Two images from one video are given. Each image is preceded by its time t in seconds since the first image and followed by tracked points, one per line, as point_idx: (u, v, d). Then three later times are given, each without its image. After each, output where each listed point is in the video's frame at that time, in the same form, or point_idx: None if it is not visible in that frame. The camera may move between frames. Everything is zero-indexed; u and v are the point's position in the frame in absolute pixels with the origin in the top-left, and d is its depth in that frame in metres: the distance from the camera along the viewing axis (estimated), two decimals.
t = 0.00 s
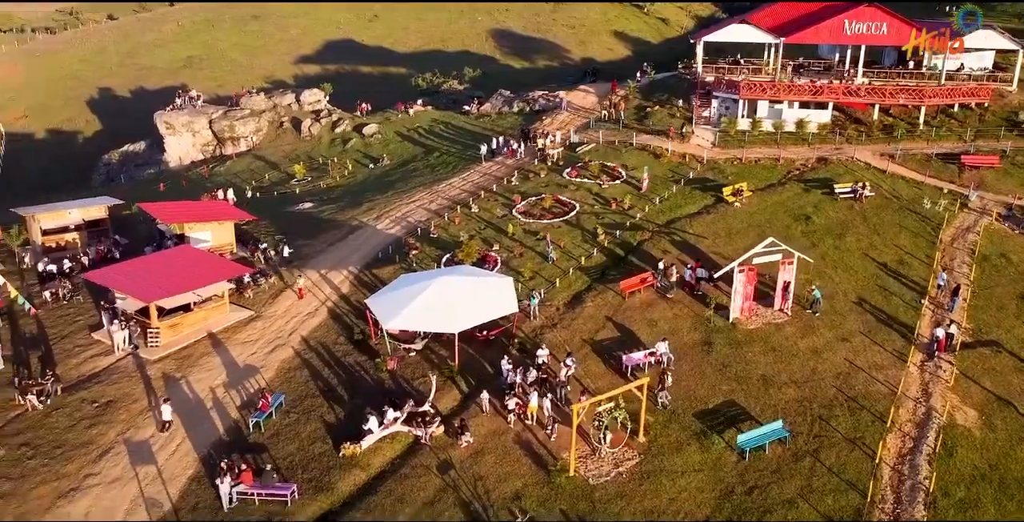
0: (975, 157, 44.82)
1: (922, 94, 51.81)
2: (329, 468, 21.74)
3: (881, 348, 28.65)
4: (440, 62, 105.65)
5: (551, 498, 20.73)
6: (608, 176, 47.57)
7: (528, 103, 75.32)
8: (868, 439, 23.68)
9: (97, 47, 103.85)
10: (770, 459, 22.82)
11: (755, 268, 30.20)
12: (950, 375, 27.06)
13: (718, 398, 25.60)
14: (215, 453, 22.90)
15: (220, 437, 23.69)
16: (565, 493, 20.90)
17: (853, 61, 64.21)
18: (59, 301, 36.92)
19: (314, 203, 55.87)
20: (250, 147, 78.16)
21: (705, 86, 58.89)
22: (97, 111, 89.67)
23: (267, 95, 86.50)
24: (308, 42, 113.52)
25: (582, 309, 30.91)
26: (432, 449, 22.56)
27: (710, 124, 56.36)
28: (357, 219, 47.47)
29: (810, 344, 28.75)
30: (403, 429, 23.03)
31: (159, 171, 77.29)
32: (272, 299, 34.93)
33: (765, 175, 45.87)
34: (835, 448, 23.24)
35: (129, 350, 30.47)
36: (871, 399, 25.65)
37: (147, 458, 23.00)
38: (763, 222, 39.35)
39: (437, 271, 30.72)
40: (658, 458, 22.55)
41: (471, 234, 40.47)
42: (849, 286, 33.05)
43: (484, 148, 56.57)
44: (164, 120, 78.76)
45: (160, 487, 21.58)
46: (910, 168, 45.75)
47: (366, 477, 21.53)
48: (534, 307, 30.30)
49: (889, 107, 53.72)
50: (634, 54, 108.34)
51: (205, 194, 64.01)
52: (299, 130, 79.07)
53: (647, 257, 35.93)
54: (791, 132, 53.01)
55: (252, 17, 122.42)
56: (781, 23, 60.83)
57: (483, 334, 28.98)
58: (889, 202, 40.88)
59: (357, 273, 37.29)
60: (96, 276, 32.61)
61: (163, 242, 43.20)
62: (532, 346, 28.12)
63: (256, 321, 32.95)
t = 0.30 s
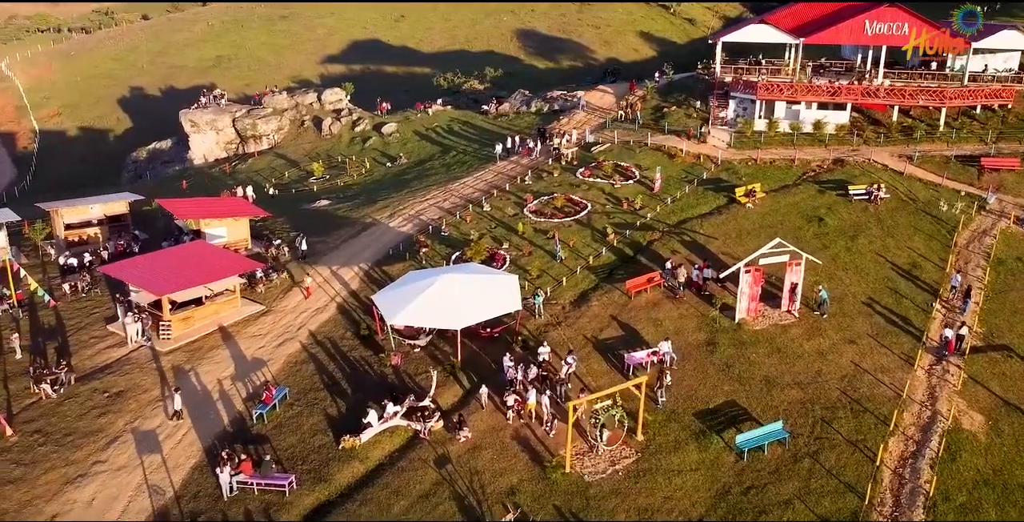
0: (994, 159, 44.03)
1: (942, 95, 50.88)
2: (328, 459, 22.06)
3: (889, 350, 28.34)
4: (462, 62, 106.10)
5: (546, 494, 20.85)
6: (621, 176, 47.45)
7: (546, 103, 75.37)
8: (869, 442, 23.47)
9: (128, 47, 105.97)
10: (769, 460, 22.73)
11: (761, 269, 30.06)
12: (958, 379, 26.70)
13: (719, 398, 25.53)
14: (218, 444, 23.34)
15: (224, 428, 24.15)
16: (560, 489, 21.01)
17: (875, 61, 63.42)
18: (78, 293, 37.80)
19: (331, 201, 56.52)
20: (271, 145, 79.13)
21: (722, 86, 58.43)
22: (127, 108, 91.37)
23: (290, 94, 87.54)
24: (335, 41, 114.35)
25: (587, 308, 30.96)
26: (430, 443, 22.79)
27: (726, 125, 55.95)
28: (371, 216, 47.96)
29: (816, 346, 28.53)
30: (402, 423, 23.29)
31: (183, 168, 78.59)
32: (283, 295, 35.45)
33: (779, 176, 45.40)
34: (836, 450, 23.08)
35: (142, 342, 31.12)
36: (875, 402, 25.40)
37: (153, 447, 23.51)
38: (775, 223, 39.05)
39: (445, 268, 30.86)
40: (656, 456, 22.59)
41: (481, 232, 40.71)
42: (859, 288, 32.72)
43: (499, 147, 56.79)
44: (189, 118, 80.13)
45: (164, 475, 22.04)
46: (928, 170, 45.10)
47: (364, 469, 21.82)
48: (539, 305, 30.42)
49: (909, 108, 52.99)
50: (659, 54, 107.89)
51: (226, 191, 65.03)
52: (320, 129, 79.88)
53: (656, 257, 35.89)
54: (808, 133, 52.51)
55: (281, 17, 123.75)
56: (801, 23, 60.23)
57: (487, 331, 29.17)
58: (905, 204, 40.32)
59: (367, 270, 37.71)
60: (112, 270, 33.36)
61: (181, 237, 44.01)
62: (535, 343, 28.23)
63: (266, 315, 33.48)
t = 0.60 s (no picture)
0: (1014, 162, 43.35)
1: (963, 96, 50.08)
2: (328, 451, 22.39)
3: (896, 353, 28.02)
4: (483, 62, 106.44)
5: (540, 489, 20.98)
6: (633, 176, 47.35)
7: (562, 103, 75.40)
8: (870, 445, 23.29)
9: (157, 47, 107.98)
10: (767, 460, 22.65)
11: (767, 270, 29.91)
12: (965, 383, 26.34)
13: (720, 398, 25.45)
14: (222, 434, 23.77)
15: (229, 419, 24.61)
16: (554, 485, 21.14)
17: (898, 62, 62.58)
18: (95, 286, 38.63)
19: (346, 198, 57.08)
20: (292, 144, 80.03)
21: (739, 86, 58.04)
22: (156, 107, 93.18)
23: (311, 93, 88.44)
24: (359, 41, 115.12)
25: (592, 306, 31.01)
26: (428, 437, 23.02)
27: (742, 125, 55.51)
28: (384, 214, 48.38)
29: (821, 348, 28.32)
30: (401, 417, 23.56)
31: (207, 165, 79.86)
32: (293, 290, 35.95)
33: (792, 177, 45.01)
34: (835, 452, 22.94)
35: (155, 334, 31.78)
36: (878, 405, 25.16)
37: (158, 436, 24.00)
38: (786, 224, 38.75)
39: (452, 265, 30.97)
40: (653, 455, 22.61)
41: (491, 231, 40.92)
42: (868, 290, 32.37)
43: (514, 146, 56.99)
44: (213, 117, 81.39)
45: (167, 463, 22.51)
46: (945, 172, 44.46)
47: (362, 462, 22.10)
48: (543, 304, 30.55)
49: (929, 109, 52.24)
50: (684, 54, 107.34)
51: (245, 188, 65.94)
52: (339, 128, 80.63)
53: (664, 257, 35.82)
54: (825, 134, 51.87)
55: (308, 17, 124.89)
56: (821, 23, 59.62)
57: (490, 328, 29.34)
58: (920, 206, 39.80)
59: (377, 267, 38.13)
60: (126, 263, 34.06)
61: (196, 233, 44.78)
62: (538, 341, 28.35)
63: (275, 310, 33.97)
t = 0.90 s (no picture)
0: None
1: (984, 98, 49.20)
2: (328, 443, 22.74)
3: (903, 356, 27.69)
4: (506, 63, 106.72)
5: (535, 485, 21.13)
6: (646, 176, 47.24)
7: (579, 103, 75.39)
8: (871, 447, 23.10)
9: (187, 47, 109.76)
10: (765, 460, 22.57)
11: (773, 271, 29.76)
12: (972, 388, 25.99)
13: (721, 398, 25.39)
14: (226, 425, 24.24)
15: (234, 411, 25.08)
16: (550, 481, 21.28)
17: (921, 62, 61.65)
18: (114, 279, 39.50)
19: (362, 196, 57.65)
20: (313, 142, 80.94)
21: (757, 87, 57.64)
22: (185, 105, 95.12)
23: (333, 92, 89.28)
24: (386, 41, 115.78)
25: (597, 305, 31.07)
26: (427, 431, 23.28)
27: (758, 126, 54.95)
28: (397, 212, 48.80)
29: (826, 350, 28.08)
30: (402, 411, 23.83)
31: (230, 163, 81.08)
32: (304, 285, 36.43)
33: (807, 178, 44.58)
34: (835, 454, 22.78)
35: (168, 327, 32.42)
36: (882, 407, 24.92)
37: (165, 425, 24.55)
38: (798, 225, 38.40)
39: (458, 263, 31.13)
40: (650, 453, 22.65)
41: (501, 229, 41.13)
42: (878, 292, 32.00)
43: (529, 146, 57.16)
44: (236, 115, 82.54)
45: (173, 452, 23.01)
46: (963, 174, 43.82)
47: (361, 454, 22.43)
48: (548, 302, 30.66)
49: (950, 111, 51.44)
50: (710, 55, 106.69)
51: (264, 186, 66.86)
52: (359, 127, 81.33)
53: (673, 257, 35.73)
54: (842, 135, 51.30)
55: (337, 18, 125.80)
56: (841, 23, 59.01)
57: (494, 326, 29.52)
58: (935, 209, 39.25)
59: (387, 264, 38.53)
60: (141, 257, 34.76)
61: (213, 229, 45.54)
62: (541, 338, 28.48)
63: (286, 305, 34.46)
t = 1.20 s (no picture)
0: None
1: (1006, 100, 48.30)
2: (329, 436, 23.09)
3: (909, 360, 27.38)
4: (528, 63, 106.90)
5: (530, 480, 21.28)
6: (659, 176, 47.10)
7: (596, 103, 75.35)
8: (871, 450, 22.93)
9: (216, 47, 111.27)
10: (763, 461, 22.49)
11: (779, 271, 29.58)
12: (978, 392, 25.66)
13: (722, 398, 25.32)
14: (231, 416, 24.68)
15: (239, 403, 25.54)
16: (545, 477, 21.43)
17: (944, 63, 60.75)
18: (131, 273, 40.30)
19: (377, 194, 58.18)
20: (333, 141, 81.75)
21: (774, 88, 57.15)
22: (213, 104, 96.80)
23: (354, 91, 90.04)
24: (411, 41, 116.50)
25: (602, 304, 31.12)
26: (427, 426, 23.54)
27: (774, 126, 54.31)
28: (411, 210, 49.20)
29: (831, 351, 27.87)
30: (402, 405, 24.08)
31: (253, 161, 82.18)
32: (314, 282, 36.91)
33: (821, 179, 44.14)
34: (834, 456, 22.64)
35: (180, 321, 33.07)
36: (885, 410, 24.70)
37: (172, 416, 25.07)
38: (809, 226, 38.02)
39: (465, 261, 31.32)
40: (647, 451, 22.70)
41: (512, 228, 41.33)
42: (887, 294, 31.63)
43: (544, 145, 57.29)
44: (259, 114, 83.53)
45: (178, 441, 23.49)
46: (981, 177, 43.16)
47: (360, 447, 22.75)
48: (553, 300, 30.76)
49: (970, 112, 50.64)
50: (735, 55, 105.96)
51: (283, 183, 67.74)
52: (379, 126, 81.95)
53: (681, 257, 35.64)
54: (859, 137, 50.69)
55: (363, 18, 126.73)
56: (863, 23, 58.35)
57: (498, 322, 29.69)
58: (950, 211, 38.70)
59: (398, 261, 38.90)
60: (156, 251, 35.42)
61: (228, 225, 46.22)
62: (544, 336, 28.61)
63: (296, 300, 34.95)
